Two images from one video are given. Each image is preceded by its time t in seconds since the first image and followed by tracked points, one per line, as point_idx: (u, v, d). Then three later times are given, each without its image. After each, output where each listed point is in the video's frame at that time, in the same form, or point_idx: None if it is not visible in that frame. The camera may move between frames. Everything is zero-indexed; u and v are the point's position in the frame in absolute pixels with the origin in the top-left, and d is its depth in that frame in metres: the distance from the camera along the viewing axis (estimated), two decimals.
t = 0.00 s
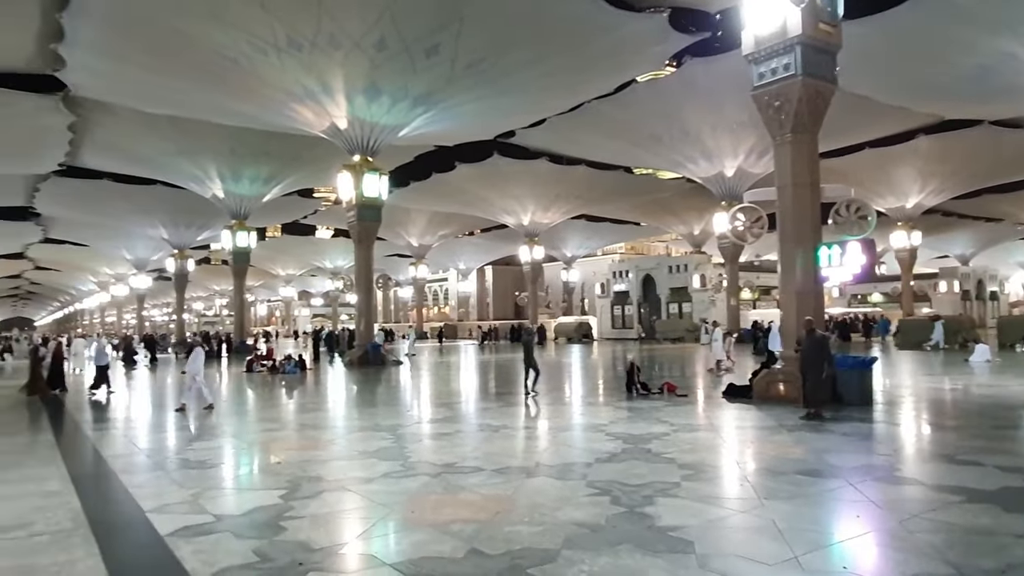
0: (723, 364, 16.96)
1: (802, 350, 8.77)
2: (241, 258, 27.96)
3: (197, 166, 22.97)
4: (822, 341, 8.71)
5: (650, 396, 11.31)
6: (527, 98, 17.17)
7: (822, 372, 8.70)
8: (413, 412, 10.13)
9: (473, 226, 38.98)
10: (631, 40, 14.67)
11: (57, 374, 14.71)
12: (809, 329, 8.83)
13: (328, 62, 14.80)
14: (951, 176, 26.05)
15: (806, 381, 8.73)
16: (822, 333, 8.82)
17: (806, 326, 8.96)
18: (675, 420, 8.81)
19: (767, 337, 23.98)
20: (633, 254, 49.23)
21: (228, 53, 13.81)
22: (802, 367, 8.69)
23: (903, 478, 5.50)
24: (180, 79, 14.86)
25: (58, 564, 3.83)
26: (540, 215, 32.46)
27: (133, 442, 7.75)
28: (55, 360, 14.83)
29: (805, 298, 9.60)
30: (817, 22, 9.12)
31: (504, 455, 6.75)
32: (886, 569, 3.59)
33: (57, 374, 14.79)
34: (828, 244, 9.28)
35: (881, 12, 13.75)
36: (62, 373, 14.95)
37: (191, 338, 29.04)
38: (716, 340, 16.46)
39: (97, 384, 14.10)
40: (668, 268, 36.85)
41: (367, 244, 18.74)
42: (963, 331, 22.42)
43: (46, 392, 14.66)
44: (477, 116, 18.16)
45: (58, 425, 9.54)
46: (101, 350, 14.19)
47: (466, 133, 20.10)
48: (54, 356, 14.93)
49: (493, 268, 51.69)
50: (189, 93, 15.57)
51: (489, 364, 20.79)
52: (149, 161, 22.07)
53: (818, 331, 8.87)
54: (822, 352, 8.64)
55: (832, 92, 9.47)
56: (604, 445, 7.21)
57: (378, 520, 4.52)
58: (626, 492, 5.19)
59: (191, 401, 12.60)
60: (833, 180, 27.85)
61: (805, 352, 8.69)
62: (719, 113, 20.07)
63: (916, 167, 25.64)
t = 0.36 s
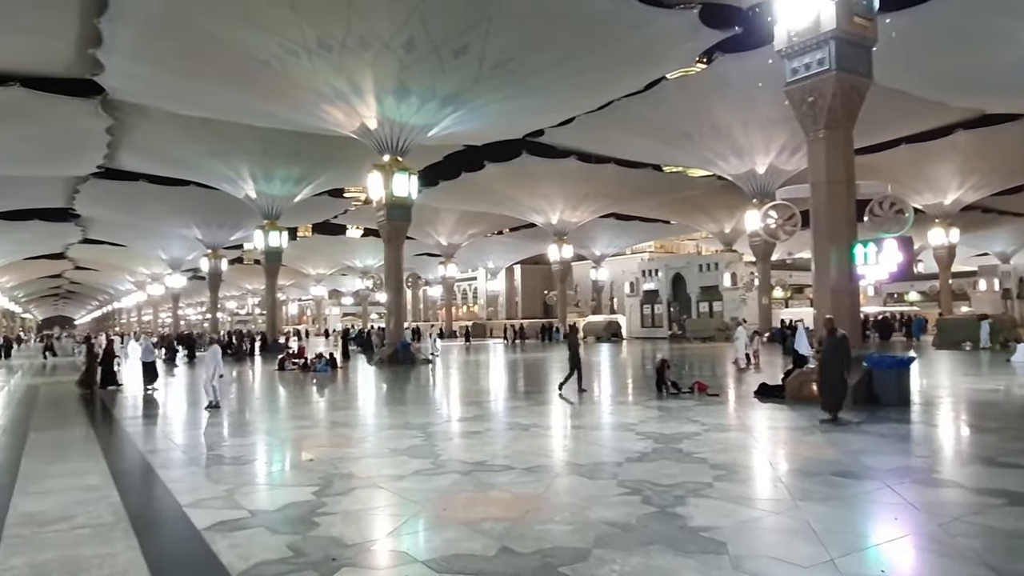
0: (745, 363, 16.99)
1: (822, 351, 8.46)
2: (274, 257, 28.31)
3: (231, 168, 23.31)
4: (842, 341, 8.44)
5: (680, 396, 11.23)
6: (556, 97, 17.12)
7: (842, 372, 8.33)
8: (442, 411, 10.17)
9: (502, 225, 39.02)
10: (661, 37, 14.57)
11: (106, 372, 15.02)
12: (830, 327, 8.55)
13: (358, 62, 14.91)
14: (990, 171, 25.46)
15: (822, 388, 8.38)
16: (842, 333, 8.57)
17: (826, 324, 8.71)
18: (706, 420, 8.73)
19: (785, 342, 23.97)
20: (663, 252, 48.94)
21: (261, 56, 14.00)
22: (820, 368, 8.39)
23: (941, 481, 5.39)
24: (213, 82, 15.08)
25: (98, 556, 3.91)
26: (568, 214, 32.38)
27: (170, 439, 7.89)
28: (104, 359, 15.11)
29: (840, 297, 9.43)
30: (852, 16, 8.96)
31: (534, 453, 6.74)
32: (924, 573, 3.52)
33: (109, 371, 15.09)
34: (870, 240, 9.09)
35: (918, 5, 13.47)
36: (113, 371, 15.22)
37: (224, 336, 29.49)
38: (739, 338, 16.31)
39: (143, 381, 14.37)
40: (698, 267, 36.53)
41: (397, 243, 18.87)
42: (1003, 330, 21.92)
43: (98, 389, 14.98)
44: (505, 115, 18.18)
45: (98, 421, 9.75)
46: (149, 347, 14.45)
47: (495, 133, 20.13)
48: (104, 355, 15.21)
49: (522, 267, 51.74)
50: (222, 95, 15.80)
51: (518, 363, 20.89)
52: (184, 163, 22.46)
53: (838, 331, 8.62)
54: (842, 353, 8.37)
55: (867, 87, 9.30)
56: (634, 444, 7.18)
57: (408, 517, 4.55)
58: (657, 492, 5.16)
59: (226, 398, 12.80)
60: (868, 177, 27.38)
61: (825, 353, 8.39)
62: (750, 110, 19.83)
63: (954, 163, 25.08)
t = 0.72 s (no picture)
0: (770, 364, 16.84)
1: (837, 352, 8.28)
2: (305, 257, 28.62)
3: (263, 169, 23.60)
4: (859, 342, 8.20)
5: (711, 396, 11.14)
6: (584, 96, 17.05)
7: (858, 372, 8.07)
8: (471, 410, 10.19)
9: (530, 225, 38.99)
10: (691, 34, 14.44)
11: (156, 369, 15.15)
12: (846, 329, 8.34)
13: (387, 64, 15.00)
14: None
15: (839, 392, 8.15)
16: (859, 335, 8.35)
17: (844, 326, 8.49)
18: (738, 421, 8.63)
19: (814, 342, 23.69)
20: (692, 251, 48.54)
21: (292, 58, 14.15)
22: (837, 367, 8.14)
23: (981, 484, 5.26)
24: (245, 84, 15.27)
25: (136, 551, 3.99)
26: (597, 213, 32.26)
27: (204, 436, 7.99)
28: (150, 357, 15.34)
29: (875, 297, 9.25)
30: (887, 10, 8.79)
31: (563, 453, 6.71)
32: None
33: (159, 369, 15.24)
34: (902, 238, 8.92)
35: None
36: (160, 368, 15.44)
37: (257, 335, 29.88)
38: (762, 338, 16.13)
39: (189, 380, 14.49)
40: (728, 266, 36.16)
41: (426, 243, 18.96)
42: None
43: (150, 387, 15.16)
44: (533, 115, 18.16)
45: (134, 418, 9.93)
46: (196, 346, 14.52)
47: (523, 132, 20.12)
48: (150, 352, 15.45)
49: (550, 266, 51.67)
50: (254, 97, 16.01)
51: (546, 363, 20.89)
52: (218, 164, 22.79)
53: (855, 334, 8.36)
54: (859, 353, 8.13)
55: (903, 82, 9.12)
56: (665, 444, 7.13)
57: (437, 516, 4.56)
58: (688, 494, 5.11)
59: (258, 396, 12.96)
60: (904, 174, 26.87)
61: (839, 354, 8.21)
62: (781, 107, 19.58)
63: (994, 159, 24.50)
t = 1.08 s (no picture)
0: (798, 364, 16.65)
1: (853, 352, 7.93)
2: (334, 257, 28.88)
3: (294, 170, 23.88)
4: (878, 341, 7.85)
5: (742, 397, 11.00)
6: (613, 94, 16.98)
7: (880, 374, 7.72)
8: (499, 410, 10.19)
9: (558, 224, 38.90)
10: (721, 31, 14.30)
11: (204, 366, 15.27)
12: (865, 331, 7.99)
13: (416, 64, 15.08)
14: None
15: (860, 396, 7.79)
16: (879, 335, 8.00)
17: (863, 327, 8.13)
18: (770, 421, 8.51)
19: (845, 342, 23.37)
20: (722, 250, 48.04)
21: (321, 60, 14.28)
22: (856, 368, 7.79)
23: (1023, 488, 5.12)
24: (275, 87, 15.45)
25: (172, 546, 4.05)
26: (625, 212, 32.08)
27: (238, 434, 8.10)
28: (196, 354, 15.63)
29: (912, 296, 9.07)
30: (924, 3, 8.61)
31: (591, 453, 6.68)
32: None
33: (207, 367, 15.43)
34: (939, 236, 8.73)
35: None
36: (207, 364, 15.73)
37: (288, 335, 30.23)
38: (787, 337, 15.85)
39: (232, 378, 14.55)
40: (759, 265, 35.73)
41: (454, 242, 19.01)
42: None
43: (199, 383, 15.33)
44: (561, 114, 18.12)
45: (169, 416, 10.08)
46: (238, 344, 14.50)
47: (551, 131, 20.08)
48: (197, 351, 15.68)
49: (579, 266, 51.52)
50: (284, 99, 16.20)
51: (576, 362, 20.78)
52: (249, 166, 23.10)
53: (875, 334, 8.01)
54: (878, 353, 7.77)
55: (940, 76, 8.92)
56: (696, 445, 7.06)
57: (466, 515, 4.57)
58: (719, 495, 5.05)
59: (289, 395, 13.10)
60: (940, 170, 26.33)
61: (856, 354, 7.84)
62: (814, 104, 19.29)
63: None
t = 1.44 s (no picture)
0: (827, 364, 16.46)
1: (871, 354, 7.63)
2: (361, 257, 29.07)
3: (321, 170, 24.09)
4: (896, 342, 7.53)
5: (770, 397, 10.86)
6: (639, 92, 16.87)
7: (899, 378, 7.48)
8: (525, 409, 10.19)
9: (584, 223, 38.77)
10: (748, 27, 14.15)
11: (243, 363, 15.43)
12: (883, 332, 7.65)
13: (441, 64, 15.12)
14: None
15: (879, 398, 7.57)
16: (897, 334, 7.71)
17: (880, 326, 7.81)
18: (799, 422, 8.40)
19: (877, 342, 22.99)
20: (750, 249, 47.52)
21: (347, 61, 14.38)
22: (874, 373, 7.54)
23: None
24: (303, 88, 15.60)
25: (203, 541, 4.11)
26: (651, 211, 31.88)
27: (267, 431, 8.21)
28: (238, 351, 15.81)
29: (946, 296, 8.90)
30: None
31: (618, 453, 6.65)
32: None
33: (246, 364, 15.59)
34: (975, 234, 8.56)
35: None
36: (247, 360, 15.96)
37: (316, 333, 30.52)
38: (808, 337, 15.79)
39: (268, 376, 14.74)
40: (787, 264, 35.31)
41: (480, 242, 19.04)
42: None
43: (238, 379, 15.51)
44: (587, 112, 18.06)
45: (201, 414, 10.23)
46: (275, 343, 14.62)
47: (577, 130, 20.01)
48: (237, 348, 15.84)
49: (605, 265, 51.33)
50: (311, 99, 16.34)
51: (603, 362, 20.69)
52: (277, 166, 23.35)
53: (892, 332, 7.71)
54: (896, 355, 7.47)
55: (975, 70, 8.73)
56: (724, 445, 6.99)
57: (491, 514, 4.56)
58: (748, 496, 4.99)
59: (317, 394, 13.21)
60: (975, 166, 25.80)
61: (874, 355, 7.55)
62: (844, 100, 19.01)
63: None
